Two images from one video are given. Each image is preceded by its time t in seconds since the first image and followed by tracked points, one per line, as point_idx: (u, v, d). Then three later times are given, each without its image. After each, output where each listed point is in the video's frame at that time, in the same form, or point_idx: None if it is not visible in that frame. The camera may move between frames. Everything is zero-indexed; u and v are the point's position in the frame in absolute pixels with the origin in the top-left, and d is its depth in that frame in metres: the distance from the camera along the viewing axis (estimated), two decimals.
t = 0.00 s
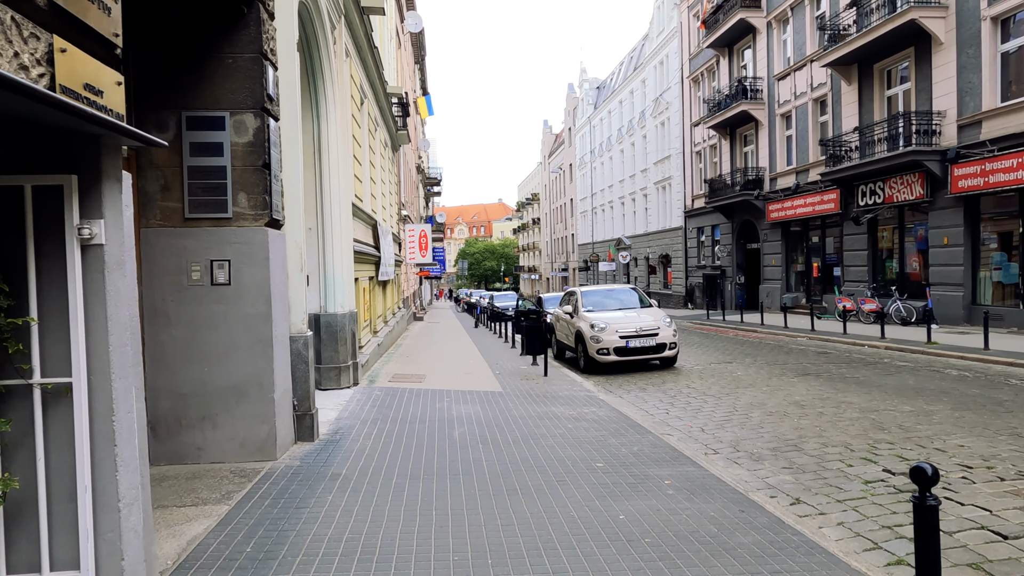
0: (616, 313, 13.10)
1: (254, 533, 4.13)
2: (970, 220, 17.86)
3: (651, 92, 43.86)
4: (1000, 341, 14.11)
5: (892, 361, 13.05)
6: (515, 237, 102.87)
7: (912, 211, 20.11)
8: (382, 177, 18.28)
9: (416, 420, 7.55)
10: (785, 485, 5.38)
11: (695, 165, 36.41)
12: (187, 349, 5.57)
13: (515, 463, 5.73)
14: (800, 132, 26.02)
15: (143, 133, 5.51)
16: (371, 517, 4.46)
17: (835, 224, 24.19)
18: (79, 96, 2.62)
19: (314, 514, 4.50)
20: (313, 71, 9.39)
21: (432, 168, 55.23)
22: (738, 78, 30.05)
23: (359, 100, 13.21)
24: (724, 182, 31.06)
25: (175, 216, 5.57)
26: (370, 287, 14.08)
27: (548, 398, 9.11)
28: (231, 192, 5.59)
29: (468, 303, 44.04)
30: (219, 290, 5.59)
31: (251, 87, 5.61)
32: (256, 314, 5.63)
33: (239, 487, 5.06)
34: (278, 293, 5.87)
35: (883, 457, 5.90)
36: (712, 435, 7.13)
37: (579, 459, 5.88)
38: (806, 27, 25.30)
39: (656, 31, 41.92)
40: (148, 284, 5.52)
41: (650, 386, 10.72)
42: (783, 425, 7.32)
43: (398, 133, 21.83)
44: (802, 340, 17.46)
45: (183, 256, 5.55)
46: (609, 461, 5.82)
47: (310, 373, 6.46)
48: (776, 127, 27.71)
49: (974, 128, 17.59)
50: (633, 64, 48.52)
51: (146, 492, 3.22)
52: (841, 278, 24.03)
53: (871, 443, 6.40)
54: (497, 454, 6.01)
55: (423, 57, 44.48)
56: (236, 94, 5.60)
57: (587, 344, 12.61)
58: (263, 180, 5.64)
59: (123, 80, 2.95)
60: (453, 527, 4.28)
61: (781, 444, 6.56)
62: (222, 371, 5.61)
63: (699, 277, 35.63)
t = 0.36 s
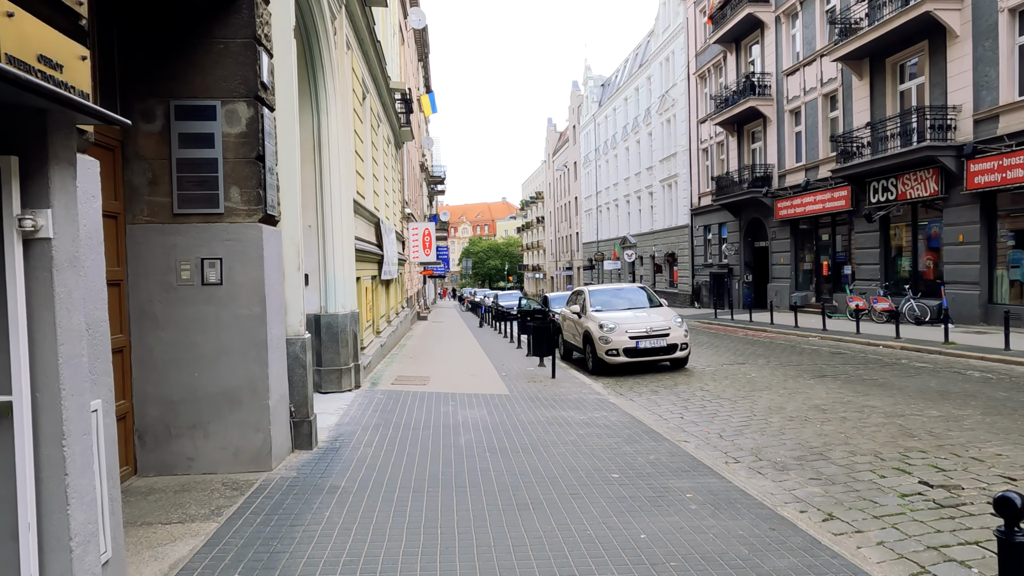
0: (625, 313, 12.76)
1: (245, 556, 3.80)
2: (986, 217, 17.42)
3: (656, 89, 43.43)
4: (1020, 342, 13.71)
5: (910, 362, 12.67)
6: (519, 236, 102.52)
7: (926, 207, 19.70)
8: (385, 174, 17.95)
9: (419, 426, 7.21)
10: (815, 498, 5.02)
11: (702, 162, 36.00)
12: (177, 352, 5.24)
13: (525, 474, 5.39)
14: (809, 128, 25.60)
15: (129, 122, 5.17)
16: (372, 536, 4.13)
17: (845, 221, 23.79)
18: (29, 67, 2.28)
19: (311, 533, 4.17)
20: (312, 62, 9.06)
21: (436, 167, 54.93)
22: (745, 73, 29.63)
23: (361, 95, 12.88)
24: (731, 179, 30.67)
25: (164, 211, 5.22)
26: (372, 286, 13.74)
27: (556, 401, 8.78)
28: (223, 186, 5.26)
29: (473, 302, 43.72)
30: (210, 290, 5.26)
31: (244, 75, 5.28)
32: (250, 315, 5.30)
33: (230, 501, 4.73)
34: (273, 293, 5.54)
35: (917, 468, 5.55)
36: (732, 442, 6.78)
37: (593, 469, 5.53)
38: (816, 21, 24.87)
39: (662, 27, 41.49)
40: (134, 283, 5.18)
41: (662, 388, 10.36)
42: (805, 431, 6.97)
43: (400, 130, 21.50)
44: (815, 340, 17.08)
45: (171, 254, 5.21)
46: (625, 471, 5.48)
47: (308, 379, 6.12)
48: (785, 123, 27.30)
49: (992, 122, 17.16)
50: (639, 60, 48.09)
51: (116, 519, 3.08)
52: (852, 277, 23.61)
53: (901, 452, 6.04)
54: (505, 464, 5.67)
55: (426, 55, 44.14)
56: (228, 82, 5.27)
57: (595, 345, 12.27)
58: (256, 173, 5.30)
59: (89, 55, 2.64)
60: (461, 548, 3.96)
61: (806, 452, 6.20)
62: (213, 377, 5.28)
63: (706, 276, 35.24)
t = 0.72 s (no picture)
0: (631, 310, 12.40)
1: None
2: (999, 211, 17.04)
3: (659, 83, 42.99)
4: None
5: (924, 360, 12.31)
6: (520, 233, 102.12)
7: (936, 202, 19.32)
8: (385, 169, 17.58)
9: (420, 430, 6.85)
10: (845, 510, 4.66)
11: (705, 158, 35.61)
12: (159, 354, 4.89)
13: (532, 484, 5.03)
14: (815, 122, 25.20)
15: (107, 107, 4.81)
16: (369, 556, 3.77)
17: (852, 217, 23.42)
18: None
19: (302, 552, 3.81)
20: (307, 50, 8.69)
21: (436, 163, 54.55)
22: (750, 67, 29.22)
23: (359, 86, 12.51)
24: (736, 175, 30.29)
25: (145, 203, 4.86)
26: (371, 284, 13.38)
27: (562, 403, 8.43)
28: (209, 176, 4.90)
29: (473, 300, 43.39)
30: (195, 287, 4.90)
31: (230, 56, 4.92)
32: (238, 315, 4.95)
33: (216, 515, 4.38)
34: (263, 291, 5.19)
35: (951, 476, 5.19)
36: (749, 447, 6.42)
37: (604, 479, 5.18)
38: (822, 13, 24.45)
39: (664, 21, 41.02)
40: (113, 280, 4.82)
41: (671, 388, 10.00)
42: (826, 435, 6.61)
43: (400, 124, 21.14)
44: (823, 338, 16.73)
45: (153, 249, 4.86)
46: (640, 481, 5.12)
47: (301, 382, 5.76)
48: (790, 117, 26.90)
49: (1005, 114, 16.76)
50: (641, 55, 47.64)
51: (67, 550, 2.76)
52: (859, 273, 23.23)
53: (932, 459, 5.68)
54: (512, 473, 5.31)
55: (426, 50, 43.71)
56: (213, 64, 4.91)
57: (601, 343, 11.91)
58: (244, 162, 4.95)
59: (33, 17, 2.38)
60: (466, 570, 3.60)
61: (830, 458, 5.84)
62: (198, 381, 4.93)
63: (710, 272, 34.88)
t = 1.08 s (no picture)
0: (638, 309, 12.06)
1: None
2: (1010, 209, 16.72)
3: (660, 82, 42.67)
4: None
5: (938, 361, 12.00)
6: (519, 233, 101.81)
7: (945, 200, 19.00)
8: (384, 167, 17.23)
9: (420, 435, 6.51)
10: (878, 523, 4.34)
11: (707, 156, 35.30)
12: (141, 356, 4.55)
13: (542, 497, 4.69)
14: (820, 120, 24.89)
15: (85, 91, 4.47)
16: None
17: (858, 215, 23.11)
18: None
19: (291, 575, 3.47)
20: (302, 39, 8.32)
21: (436, 163, 54.23)
22: (753, 64, 28.90)
23: (357, 80, 12.17)
24: (738, 173, 29.98)
25: (126, 194, 4.53)
26: (370, 284, 13.04)
27: (569, 406, 8.12)
28: (194, 165, 4.57)
29: (473, 300, 43.07)
30: (180, 285, 4.57)
31: (217, 37, 4.59)
32: (226, 315, 4.62)
33: (200, 531, 4.05)
34: (254, 289, 4.86)
35: (989, 486, 4.86)
36: (769, 453, 6.09)
37: (619, 489, 4.85)
38: (827, 8, 24.12)
39: (666, 19, 40.70)
40: (92, 277, 4.50)
41: (679, 390, 9.67)
42: (848, 441, 6.28)
43: (400, 121, 20.80)
44: (831, 338, 16.41)
45: (135, 244, 4.52)
46: (657, 492, 4.78)
47: (295, 386, 5.42)
48: (794, 115, 26.59)
49: (1016, 110, 16.45)
50: (641, 54, 47.33)
51: None
52: (866, 273, 22.90)
53: (965, 466, 5.35)
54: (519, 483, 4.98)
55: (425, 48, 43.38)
56: (199, 46, 4.57)
57: (606, 344, 11.58)
58: (233, 150, 4.61)
59: None
60: None
61: (855, 466, 5.51)
62: (184, 385, 4.59)
63: (712, 272, 34.55)
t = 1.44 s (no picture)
0: (649, 309, 11.71)
1: None
2: None
3: (667, 78, 42.22)
4: None
5: (959, 363, 11.61)
6: (524, 231, 101.39)
7: (961, 197, 18.58)
8: (388, 163, 16.88)
9: (424, 443, 6.18)
10: (922, 545, 3.99)
11: (715, 153, 34.86)
12: (125, 362, 4.22)
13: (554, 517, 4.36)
14: (831, 116, 24.45)
15: (63, 76, 4.15)
16: None
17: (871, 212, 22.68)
18: None
19: None
20: (302, 28, 7.98)
21: (440, 160, 53.90)
22: (762, 60, 28.46)
23: (360, 73, 11.84)
24: (747, 170, 29.57)
25: (108, 186, 4.20)
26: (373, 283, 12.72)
27: (580, 411, 7.79)
28: (182, 156, 4.24)
29: (477, 298, 42.76)
30: (166, 284, 4.24)
31: (206, 17, 4.25)
32: (216, 317, 4.29)
33: (184, 552, 3.72)
34: (246, 289, 4.52)
35: None
36: (794, 464, 5.73)
37: (638, 505, 4.53)
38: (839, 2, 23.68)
39: (673, 14, 40.24)
40: (71, 276, 4.17)
41: (693, 393, 9.33)
42: (878, 450, 5.93)
43: (404, 116, 20.46)
44: (845, 338, 16.03)
45: (117, 241, 4.20)
46: (680, 510, 4.44)
47: (291, 394, 5.09)
48: (805, 111, 26.16)
49: None
50: (648, 50, 46.89)
51: None
52: (878, 271, 22.48)
53: (1008, 479, 4.99)
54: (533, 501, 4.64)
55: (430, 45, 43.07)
56: (186, 27, 4.24)
57: (616, 345, 11.23)
58: (224, 139, 4.28)
59: None
60: None
61: (889, 479, 5.16)
62: (170, 393, 4.27)
63: (720, 270, 34.14)
